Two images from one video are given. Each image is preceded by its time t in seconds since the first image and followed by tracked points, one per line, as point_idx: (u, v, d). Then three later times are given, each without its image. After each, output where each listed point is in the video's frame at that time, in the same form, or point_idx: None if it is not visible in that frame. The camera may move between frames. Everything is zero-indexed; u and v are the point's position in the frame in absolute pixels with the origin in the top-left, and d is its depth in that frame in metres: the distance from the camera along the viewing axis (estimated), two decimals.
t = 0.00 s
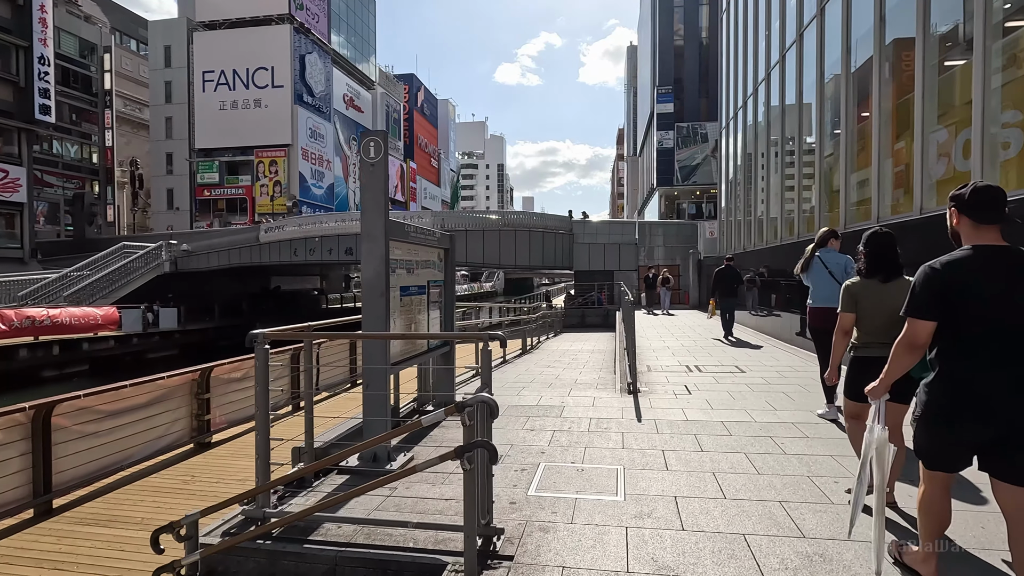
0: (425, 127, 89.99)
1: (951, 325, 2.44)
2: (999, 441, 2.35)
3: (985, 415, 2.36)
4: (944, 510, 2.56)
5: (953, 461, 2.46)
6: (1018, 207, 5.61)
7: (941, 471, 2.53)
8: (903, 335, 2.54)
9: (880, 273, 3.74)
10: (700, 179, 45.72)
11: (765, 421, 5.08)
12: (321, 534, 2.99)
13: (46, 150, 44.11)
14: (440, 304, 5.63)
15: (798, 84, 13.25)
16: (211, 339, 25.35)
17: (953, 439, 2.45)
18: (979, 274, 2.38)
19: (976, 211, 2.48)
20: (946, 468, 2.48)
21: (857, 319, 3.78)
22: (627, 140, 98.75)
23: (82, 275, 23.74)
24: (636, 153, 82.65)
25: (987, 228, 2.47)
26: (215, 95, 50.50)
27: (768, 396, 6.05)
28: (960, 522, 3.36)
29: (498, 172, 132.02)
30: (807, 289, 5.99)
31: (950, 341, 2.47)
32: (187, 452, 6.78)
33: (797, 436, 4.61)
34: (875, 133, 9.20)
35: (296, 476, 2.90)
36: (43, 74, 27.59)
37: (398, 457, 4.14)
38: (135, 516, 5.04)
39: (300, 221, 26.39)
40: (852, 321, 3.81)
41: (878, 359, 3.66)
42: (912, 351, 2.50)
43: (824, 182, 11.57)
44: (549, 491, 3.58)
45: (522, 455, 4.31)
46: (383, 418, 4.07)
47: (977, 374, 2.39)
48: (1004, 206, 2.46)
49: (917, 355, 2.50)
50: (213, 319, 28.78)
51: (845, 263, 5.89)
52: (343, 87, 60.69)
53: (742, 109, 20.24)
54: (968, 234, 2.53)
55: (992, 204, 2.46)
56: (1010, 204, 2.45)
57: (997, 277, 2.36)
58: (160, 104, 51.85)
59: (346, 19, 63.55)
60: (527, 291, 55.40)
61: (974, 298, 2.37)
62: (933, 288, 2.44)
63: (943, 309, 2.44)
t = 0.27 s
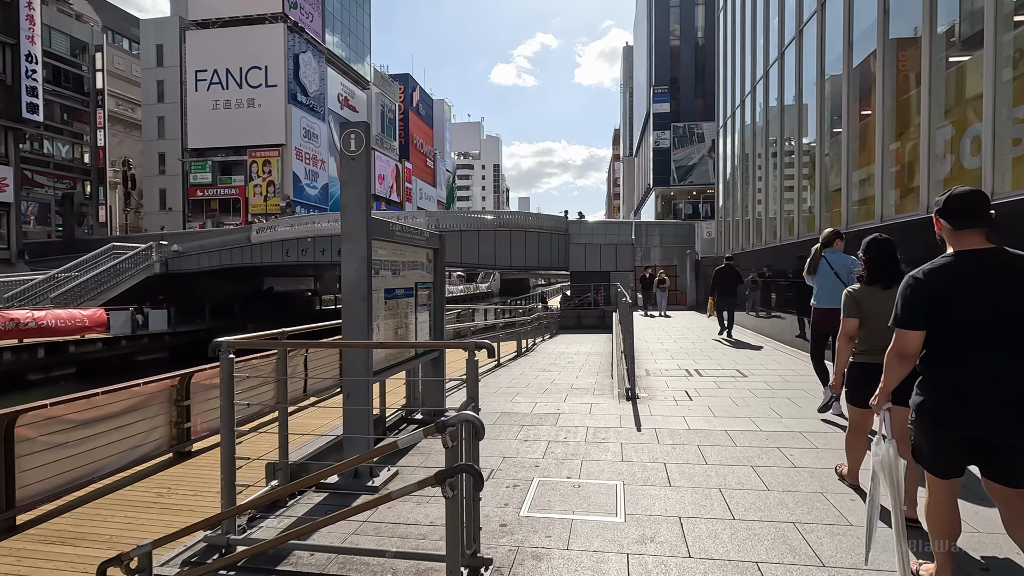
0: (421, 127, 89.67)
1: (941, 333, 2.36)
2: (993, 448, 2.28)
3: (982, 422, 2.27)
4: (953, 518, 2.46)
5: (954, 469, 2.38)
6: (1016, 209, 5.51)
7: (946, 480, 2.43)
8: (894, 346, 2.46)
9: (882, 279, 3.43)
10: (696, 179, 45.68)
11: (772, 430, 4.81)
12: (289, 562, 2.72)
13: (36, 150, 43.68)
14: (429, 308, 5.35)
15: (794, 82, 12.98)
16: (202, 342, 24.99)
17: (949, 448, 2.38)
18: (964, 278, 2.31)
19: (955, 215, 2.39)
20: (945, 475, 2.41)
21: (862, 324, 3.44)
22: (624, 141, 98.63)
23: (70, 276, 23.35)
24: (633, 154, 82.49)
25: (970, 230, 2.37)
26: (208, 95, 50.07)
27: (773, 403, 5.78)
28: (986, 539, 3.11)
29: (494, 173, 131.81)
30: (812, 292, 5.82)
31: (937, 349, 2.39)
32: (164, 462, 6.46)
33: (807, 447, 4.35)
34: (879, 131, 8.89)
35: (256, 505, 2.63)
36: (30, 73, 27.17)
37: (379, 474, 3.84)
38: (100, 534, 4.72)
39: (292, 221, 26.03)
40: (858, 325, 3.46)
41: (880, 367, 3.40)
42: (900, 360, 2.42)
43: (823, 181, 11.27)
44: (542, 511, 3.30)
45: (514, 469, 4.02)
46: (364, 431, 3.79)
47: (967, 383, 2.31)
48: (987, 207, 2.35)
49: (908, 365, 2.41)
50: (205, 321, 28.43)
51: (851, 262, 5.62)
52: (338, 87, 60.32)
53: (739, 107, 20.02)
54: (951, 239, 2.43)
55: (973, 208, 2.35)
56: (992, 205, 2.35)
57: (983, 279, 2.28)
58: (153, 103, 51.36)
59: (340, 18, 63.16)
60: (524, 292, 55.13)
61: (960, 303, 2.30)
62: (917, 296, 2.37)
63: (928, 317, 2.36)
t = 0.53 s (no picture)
0: (416, 127, 89.22)
1: (949, 325, 2.38)
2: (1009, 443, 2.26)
3: (993, 414, 2.28)
4: (990, 518, 2.34)
5: (975, 469, 2.33)
6: None
7: (990, 485, 2.34)
8: (895, 339, 2.49)
9: (881, 275, 3.70)
10: (693, 178, 45.47)
11: (782, 437, 4.52)
12: None
13: (25, 149, 43.21)
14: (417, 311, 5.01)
15: (794, 78, 12.69)
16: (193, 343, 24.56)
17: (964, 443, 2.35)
18: (976, 271, 2.31)
19: (968, 211, 2.42)
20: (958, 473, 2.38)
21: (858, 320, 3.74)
22: (620, 140, 98.35)
23: (58, 276, 22.89)
24: (629, 153, 82.16)
25: (980, 225, 2.41)
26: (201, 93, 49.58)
27: (781, 408, 5.47)
28: None
29: (490, 173, 131.38)
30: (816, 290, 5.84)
31: (947, 342, 2.40)
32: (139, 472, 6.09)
33: (823, 458, 4.05)
34: (886, 126, 8.51)
35: (221, 531, 2.37)
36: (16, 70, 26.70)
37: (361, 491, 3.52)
38: (64, 553, 4.36)
39: (283, 221, 25.60)
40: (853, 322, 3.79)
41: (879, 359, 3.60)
42: (901, 354, 2.45)
43: (824, 180, 10.89)
44: (537, 532, 3.00)
45: (509, 483, 3.72)
46: (347, 444, 3.48)
47: (977, 375, 2.31)
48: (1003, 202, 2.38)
49: (907, 358, 2.44)
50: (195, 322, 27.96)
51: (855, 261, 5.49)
52: (332, 86, 59.89)
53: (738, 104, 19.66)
54: (965, 232, 2.45)
55: (988, 201, 2.38)
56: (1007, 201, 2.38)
57: (989, 273, 2.29)
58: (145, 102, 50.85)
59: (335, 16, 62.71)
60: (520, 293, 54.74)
61: (969, 296, 2.31)
62: (923, 290, 2.39)
63: (938, 310, 2.38)
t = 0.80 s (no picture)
0: (413, 126, 88.85)
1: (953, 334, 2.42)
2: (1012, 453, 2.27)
3: (999, 425, 2.29)
4: (1002, 531, 2.32)
5: (973, 476, 2.35)
6: None
7: (986, 497, 2.35)
8: (906, 344, 2.56)
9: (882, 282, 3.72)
10: (690, 178, 45.41)
11: (789, 450, 4.28)
12: None
13: (16, 147, 42.89)
14: (405, 315, 4.76)
15: (795, 76, 12.37)
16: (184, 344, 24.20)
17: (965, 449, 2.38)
18: (984, 282, 2.32)
19: (991, 221, 2.38)
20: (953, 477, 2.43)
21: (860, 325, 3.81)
22: (617, 140, 98.20)
23: (47, 276, 22.54)
24: (627, 153, 81.92)
25: (1004, 237, 2.37)
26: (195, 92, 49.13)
27: (786, 417, 5.25)
28: None
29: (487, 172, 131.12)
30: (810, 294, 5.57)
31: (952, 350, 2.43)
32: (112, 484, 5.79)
33: (835, 474, 3.80)
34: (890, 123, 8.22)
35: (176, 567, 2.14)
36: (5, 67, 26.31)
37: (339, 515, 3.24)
38: None
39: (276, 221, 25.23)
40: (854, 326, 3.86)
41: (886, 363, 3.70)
42: (909, 358, 2.54)
43: (825, 179, 10.62)
44: (526, 561, 2.75)
45: (498, 502, 3.45)
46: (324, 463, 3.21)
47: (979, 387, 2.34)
48: None
49: (916, 362, 2.52)
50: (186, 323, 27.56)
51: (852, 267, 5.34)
52: (328, 84, 59.50)
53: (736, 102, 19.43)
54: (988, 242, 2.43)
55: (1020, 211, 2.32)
56: None
57: (1001, 286, 2.29)
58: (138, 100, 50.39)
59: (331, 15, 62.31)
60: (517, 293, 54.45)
61: (978, 304, 2.33)
62: (933, 299, 2.42)
63: (945, 318, 2.42)
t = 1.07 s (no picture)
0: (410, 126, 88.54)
1: (955, 320, 2.22)
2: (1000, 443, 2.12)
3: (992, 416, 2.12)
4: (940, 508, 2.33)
5: (950, 461, 2.25)
6: None
7: (939, 474, 2.31)
8: (905, 328, 2.38)
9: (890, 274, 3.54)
10: (687, 178, 45.30)
11: (793, 458, 4.00)
12: None
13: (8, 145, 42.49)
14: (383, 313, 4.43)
15: (795, 72, 12.03)
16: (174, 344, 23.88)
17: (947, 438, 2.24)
18: (991, 267, 2.12)
19: (1000, 204, 2.20)
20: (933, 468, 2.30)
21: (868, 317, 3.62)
22: (615, 140, 98.16)
23: (35, 275, 22.23)
24: (625, 153, 81.76)
25: (1010, 219, 2.18)
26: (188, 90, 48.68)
27: (790, 422, 4.96)
28: None
29: (484, 173, 130.97)
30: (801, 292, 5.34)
31: (954, 338, 2.23)
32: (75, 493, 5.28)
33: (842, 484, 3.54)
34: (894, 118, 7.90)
35: None
36: None
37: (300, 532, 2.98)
38: None
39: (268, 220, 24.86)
40: (863, 319, 3.65)
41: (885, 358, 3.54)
42: (912, 343, 2.35)
43: (826, 176, 10.34)
44: None
45: (478, 518, 3.16)
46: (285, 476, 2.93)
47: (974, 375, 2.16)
48: None
49: (919, 348, 2.34)
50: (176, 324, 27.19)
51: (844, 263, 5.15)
52: (324, 83, 59.10)
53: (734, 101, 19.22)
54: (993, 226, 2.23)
55: None
56: None
57: (1009, 272, 2.09)
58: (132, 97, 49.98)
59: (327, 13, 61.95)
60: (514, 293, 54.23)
61: (982, 290, 2.13)
62: (936, 284, 2.23)
63: (946, 303, 2.23)
